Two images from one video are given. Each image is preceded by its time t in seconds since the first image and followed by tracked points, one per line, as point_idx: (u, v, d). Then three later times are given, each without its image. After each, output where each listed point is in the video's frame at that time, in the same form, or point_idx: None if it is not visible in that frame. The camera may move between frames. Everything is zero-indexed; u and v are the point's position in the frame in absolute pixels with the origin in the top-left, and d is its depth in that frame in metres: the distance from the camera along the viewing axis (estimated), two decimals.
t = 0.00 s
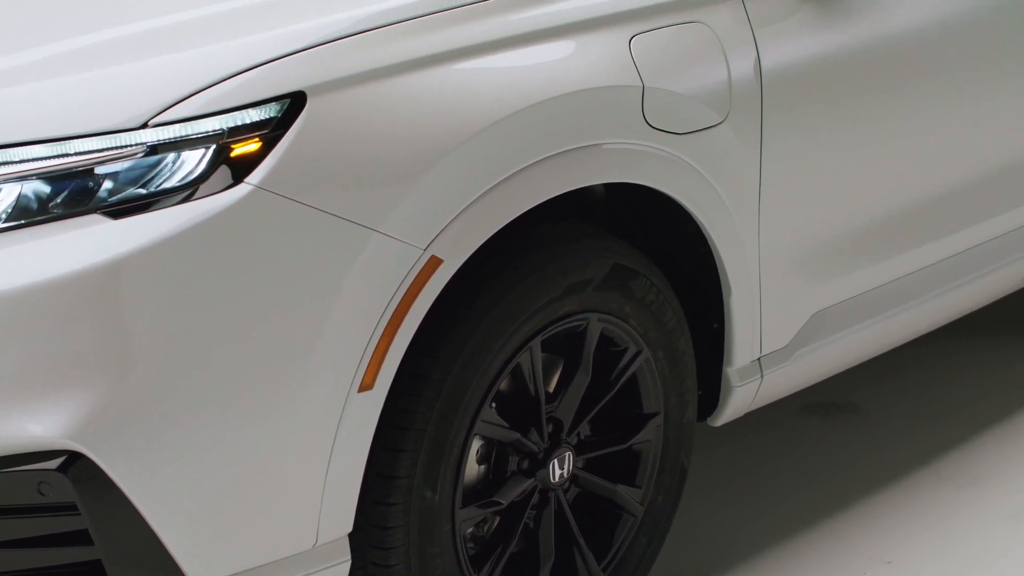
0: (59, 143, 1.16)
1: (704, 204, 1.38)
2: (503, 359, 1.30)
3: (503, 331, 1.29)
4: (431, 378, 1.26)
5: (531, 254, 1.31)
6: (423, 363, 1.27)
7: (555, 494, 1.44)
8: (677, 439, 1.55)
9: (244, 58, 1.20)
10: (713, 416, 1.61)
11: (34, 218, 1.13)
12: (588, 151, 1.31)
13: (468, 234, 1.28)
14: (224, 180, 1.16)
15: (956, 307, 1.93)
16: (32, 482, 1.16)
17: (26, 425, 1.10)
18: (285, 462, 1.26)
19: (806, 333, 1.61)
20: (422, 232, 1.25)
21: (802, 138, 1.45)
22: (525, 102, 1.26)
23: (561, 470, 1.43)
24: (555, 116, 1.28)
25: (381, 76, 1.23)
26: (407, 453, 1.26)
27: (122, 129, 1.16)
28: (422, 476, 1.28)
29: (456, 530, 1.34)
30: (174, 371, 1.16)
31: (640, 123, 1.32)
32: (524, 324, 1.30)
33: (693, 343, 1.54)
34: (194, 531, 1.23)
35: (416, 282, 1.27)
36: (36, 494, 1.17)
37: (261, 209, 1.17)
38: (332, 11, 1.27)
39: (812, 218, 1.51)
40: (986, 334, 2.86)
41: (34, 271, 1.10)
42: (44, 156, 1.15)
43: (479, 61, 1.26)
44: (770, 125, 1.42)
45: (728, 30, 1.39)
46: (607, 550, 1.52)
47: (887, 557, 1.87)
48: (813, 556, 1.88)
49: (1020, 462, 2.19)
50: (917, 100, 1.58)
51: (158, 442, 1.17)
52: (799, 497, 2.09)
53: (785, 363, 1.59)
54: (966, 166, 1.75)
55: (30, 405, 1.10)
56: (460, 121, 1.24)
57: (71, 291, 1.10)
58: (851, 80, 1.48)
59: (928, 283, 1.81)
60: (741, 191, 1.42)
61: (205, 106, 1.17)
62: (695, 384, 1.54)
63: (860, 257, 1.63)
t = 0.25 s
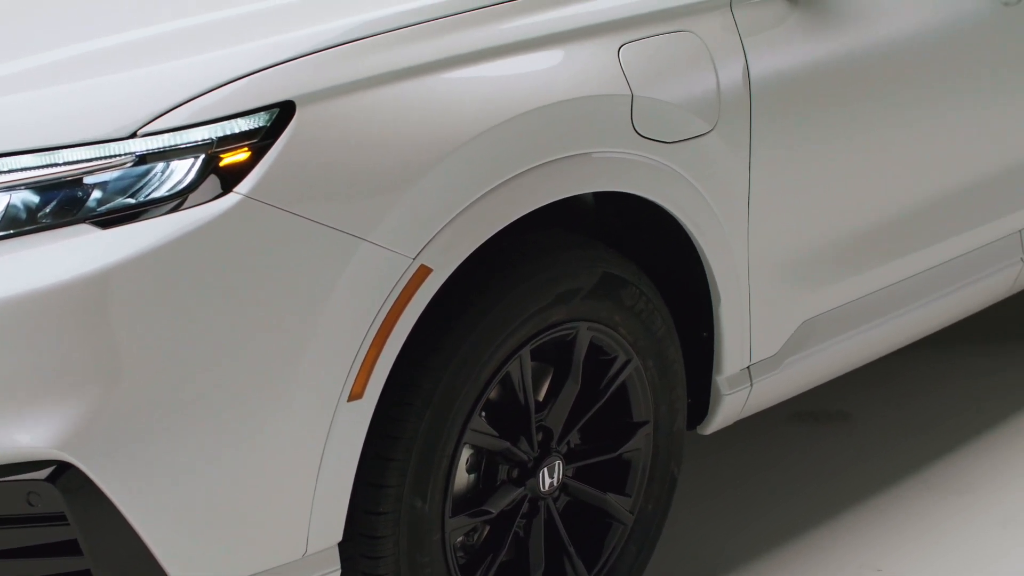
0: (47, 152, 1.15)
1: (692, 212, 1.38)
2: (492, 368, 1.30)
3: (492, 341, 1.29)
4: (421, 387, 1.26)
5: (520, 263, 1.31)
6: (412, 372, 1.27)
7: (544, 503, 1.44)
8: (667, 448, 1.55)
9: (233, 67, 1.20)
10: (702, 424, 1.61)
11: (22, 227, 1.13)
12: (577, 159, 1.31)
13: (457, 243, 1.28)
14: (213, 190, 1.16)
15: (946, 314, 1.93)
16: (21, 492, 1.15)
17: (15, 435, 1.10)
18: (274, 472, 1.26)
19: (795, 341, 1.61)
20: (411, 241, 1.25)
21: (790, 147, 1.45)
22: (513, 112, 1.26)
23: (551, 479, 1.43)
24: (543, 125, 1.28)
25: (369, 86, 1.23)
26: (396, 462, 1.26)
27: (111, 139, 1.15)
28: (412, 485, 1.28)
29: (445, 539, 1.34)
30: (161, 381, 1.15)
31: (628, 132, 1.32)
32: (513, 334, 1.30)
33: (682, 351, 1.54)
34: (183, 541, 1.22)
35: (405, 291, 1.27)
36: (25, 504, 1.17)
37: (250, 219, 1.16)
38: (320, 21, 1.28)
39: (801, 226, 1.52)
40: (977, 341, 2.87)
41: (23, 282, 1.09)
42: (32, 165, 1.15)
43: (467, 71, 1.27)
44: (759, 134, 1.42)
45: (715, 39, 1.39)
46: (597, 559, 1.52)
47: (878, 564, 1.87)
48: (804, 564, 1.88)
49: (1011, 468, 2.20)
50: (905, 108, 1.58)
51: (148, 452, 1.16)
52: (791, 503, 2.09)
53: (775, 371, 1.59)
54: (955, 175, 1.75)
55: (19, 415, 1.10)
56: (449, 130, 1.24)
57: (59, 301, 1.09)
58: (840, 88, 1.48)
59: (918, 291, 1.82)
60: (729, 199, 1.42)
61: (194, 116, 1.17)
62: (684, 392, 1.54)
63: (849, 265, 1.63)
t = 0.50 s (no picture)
0: (34, 161, 1.14)
1: (680, 220, 1.38)
2: (480, 376, 1.30)
3: (480, 349, 1.29)
4: (409, 395, 1.26)
5: (508, 271, 1.31)
6: (400, 380, 1.27)
7: (533, 510, 1.44)
8: (656, 455, 1.55)
9: (222, 75, 1.20)
10: (691, 431, 1.62)
11: (10, 236, 1.12)
12: (565, 167, 1.31)
13: (445, 251, 1.28)
14: (200, 198, 1.15)
15: (936, 320, 1.93)
16: (10, 500, 1.15)
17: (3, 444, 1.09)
18: (263, 480, 1.25)
19: (783, 348, 1.61)
20: (399, 249, 1.25)
21: (778, 155, 1.46)
22: (501, 119, 1.26)
23: (540, 486, 1.43)
24: (531, 133, 1.28)
25: (358, 93, 1.23)
26: (385, 470, 1.27)
27: (99, 147, 1.15)
28: (401, 493, 1.28)
29: (434, 547, 1.34)
30: (147, 390, 1.14)
31: (616, 140, 1.32)
32: (501, 342, 1.30)
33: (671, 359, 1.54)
34: (171, 550, 1.22)
35: (393, 299, 1.26)
36: (14, 513, 1.16)
37: (238, 227, 1.16)
38: (310, 28, 1.27)
39: (790, 233, 1.52)
40: (968, 345, 2.88)
41: (11, 291, 1.09)
42: (19, 174, 1.14)
43: (456, 78, 1.26)
44: (746, 141, 1.42)
45: (704, 46, 1.39)
46: (586, 566, 1.52)
47: (868, 570, 1.87)
48: (794, 569, 1.88)
49: (1001, 473, 2.20)
50: (893, 115, 1.59)
51: (137, 461, 1.15)
52: (782, 508, 2.10)
53: (764, 378, 1.59)
54: (944, 181, 1.76)
55: (7, 424, 1.09)
56: (437, 138, 1.24)
57: (47, 310, 1.08)
58: (827, 96, 1.49)
59: (907, 297, 1.82)
60: (717, 207, 1.42)
61: (182, 124, 1.16)
62: (673, 400, 1.55)
63: (837, 271, 1.63)
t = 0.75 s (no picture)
0: (21, 169, 1.13)
1: (668, 226, 1.38)
2: (469, 384, 1.30)
3: (468, 356, 1.29)
4: (396, 403, 1.26)
5: (496, 279, 1.31)
6: (388, 388, 1.27)
7: (522, 518, 1.44)
8: (644, 462, 1.55)
9: (211, 81, 1.19)
10: (680, 438, 1.62)
11: None
12: (553, 174, 1.31)
13: (434, 258, 1.27)
14: (188, 206, 1.15)
15: (925, 326, 1.94)
16: None
17: None
18: (251, 489, 1.24)
19: (771, 355, 1.61)
20: (388, 256, 1.24)
21: (766, 163, 1.46)
22: (490, 126, 1.26)
23: (528, 494, 1.43)
24: (519, 141, 1.28)
25: (347, 100, 1.23)
26: (373, 478, 1.27)
27: (86, 155, 1.14)
28: (389, 501, 1.29)
29: (422, 555, 1.35)
30: (134, 398, 1.13)
31: (604, 148, 1.33)
32: (489, 349, 1.30)
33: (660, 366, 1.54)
34: (159, 559, 1.20)
35: (381, 307, 1.26)
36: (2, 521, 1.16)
37: (225, 235, 1.15)
38: (297, 36, 1.26)
39: (778, 240, 1.52)
40: (955, 351, 2.89)
41: None
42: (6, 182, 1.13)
43: (445, 86, 1.26)
44: (733, 148, 1.42)
45: (690, 54, 1.40)
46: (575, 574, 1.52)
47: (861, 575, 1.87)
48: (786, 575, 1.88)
49: (991, 477, 2.21)
50: (879, 122, 1.60)
51: (125, 469, 1.14)
52: (774, 513, 2.10)
53: (751, 385, 1.59)
54: (932, 188, 1.76)
55: None
56: (426, 145, 1.24)
57: (34, 318, 1.08)
58: (814, 103, 1.49)
59: (895, 304, 1.82)
60: (705, 214, 1.42)
61: (169, 132, 1.15)
62: (661, 407, 1.55)
63: (825, 278, 1.64)
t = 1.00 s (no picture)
0: (10, 179, 1.12)
1: (656, 234, 1.38)
2: (457, 393, 1.30)
3: (457, 365, 1.29)
4: (384, 412, 1.26)
5: (484, 287, 1.31)
6: (376, 397, 1.27)
7: (510, 526, 1.44)
8: (633, 470, 1.55)
9: (199, 90, 1.18)
10: (668, 446, 1.62)
11: None
12: (541, 182, 1.31)
13: (422, 267, 1.27)
14: (176, 215, 1.13)
15: (915, 332, 1.94)
16: None
17: None
18: (239, 498, 1.23)
19: (760, 362, 1.61)
20: (376, 265, 1.24)
21: (753, 171, 1.46)
22: (477, 134, 1.26)
23: (517, 502, 1.44)
24: (507, 149, 1.28)
25: (335, 109, 1.22)
26: (361, 486, 1.27)
27: (73, 164, 1.12)
28: (377, 509, 1.29)
29: (410, 563, 1.35)
30: (121, 406, 1.11)
31: (592, 156, 1.33)
32: (477, 358, 1.30)
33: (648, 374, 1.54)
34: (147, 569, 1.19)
35: (369, 316, 1.25)
36: None
37: (213, 244, 1.14)
38: (283, 45, 1.26)
39: (765, 248, 1.52)
40: (944, 357, 2.90)
41: None
42: None
43: (433, 94, 1.26)
44: (721, 156, 1.43)
45: (678, 62, 1.40)
46: None
47: None
48: None
49: (981, 482, 2.22)
50: (867, 130, 1.60)
51: (112, 478, 1.13)
52: (765, 517, 2.11)
53: (740, 392, 1.59)
54: (920, 195, 1.77)
55: None
56: (413, 154, 1.24)
57: (22, 326, 1.06)
58: (801, 111, 1.50)
59: (884, 310, 1.82)
60: (692, 221, 1.42)
61: (157, 141, 1.14)
62: (650, 414, 1.55)
63: (814, 285, 1.64)
